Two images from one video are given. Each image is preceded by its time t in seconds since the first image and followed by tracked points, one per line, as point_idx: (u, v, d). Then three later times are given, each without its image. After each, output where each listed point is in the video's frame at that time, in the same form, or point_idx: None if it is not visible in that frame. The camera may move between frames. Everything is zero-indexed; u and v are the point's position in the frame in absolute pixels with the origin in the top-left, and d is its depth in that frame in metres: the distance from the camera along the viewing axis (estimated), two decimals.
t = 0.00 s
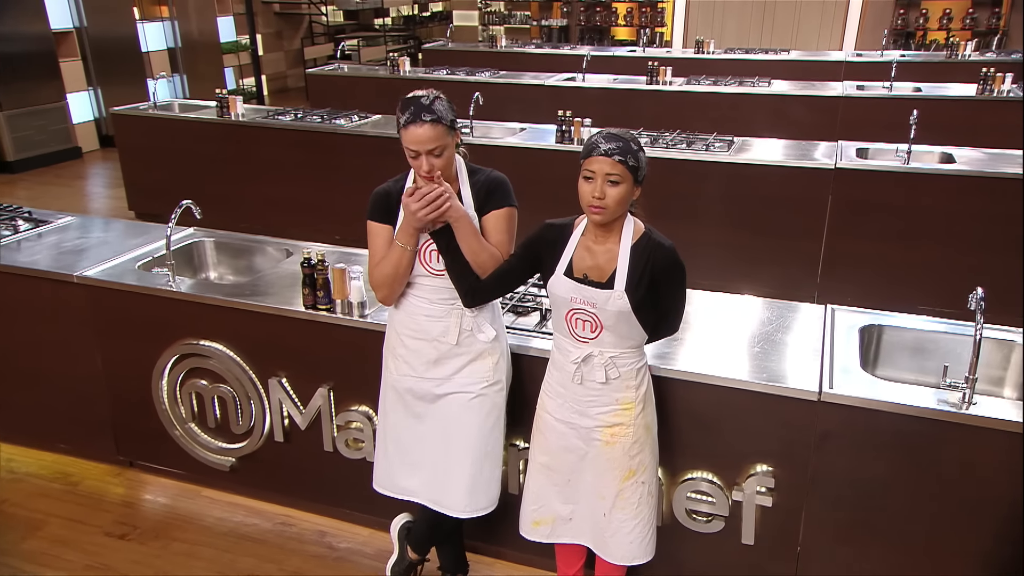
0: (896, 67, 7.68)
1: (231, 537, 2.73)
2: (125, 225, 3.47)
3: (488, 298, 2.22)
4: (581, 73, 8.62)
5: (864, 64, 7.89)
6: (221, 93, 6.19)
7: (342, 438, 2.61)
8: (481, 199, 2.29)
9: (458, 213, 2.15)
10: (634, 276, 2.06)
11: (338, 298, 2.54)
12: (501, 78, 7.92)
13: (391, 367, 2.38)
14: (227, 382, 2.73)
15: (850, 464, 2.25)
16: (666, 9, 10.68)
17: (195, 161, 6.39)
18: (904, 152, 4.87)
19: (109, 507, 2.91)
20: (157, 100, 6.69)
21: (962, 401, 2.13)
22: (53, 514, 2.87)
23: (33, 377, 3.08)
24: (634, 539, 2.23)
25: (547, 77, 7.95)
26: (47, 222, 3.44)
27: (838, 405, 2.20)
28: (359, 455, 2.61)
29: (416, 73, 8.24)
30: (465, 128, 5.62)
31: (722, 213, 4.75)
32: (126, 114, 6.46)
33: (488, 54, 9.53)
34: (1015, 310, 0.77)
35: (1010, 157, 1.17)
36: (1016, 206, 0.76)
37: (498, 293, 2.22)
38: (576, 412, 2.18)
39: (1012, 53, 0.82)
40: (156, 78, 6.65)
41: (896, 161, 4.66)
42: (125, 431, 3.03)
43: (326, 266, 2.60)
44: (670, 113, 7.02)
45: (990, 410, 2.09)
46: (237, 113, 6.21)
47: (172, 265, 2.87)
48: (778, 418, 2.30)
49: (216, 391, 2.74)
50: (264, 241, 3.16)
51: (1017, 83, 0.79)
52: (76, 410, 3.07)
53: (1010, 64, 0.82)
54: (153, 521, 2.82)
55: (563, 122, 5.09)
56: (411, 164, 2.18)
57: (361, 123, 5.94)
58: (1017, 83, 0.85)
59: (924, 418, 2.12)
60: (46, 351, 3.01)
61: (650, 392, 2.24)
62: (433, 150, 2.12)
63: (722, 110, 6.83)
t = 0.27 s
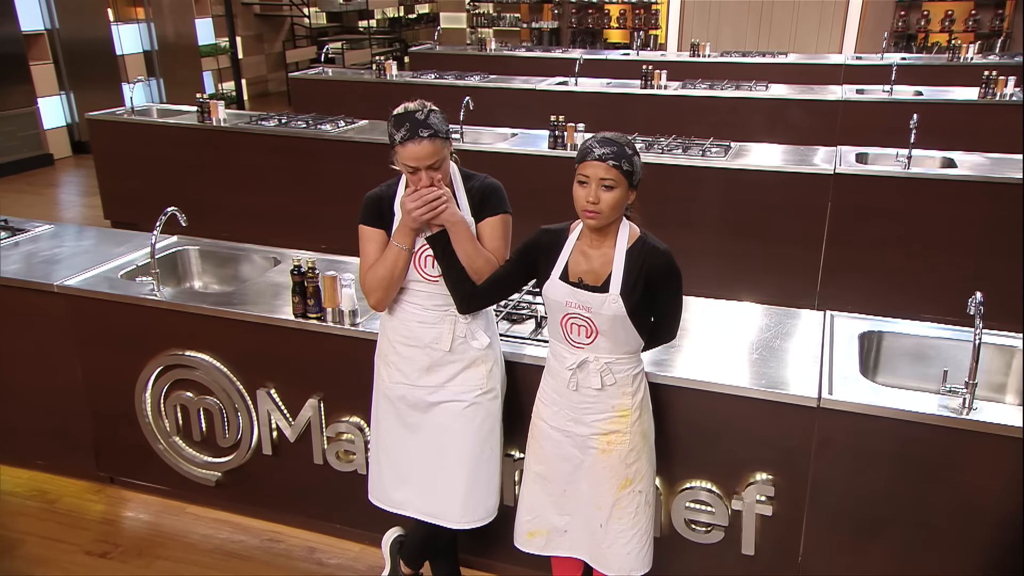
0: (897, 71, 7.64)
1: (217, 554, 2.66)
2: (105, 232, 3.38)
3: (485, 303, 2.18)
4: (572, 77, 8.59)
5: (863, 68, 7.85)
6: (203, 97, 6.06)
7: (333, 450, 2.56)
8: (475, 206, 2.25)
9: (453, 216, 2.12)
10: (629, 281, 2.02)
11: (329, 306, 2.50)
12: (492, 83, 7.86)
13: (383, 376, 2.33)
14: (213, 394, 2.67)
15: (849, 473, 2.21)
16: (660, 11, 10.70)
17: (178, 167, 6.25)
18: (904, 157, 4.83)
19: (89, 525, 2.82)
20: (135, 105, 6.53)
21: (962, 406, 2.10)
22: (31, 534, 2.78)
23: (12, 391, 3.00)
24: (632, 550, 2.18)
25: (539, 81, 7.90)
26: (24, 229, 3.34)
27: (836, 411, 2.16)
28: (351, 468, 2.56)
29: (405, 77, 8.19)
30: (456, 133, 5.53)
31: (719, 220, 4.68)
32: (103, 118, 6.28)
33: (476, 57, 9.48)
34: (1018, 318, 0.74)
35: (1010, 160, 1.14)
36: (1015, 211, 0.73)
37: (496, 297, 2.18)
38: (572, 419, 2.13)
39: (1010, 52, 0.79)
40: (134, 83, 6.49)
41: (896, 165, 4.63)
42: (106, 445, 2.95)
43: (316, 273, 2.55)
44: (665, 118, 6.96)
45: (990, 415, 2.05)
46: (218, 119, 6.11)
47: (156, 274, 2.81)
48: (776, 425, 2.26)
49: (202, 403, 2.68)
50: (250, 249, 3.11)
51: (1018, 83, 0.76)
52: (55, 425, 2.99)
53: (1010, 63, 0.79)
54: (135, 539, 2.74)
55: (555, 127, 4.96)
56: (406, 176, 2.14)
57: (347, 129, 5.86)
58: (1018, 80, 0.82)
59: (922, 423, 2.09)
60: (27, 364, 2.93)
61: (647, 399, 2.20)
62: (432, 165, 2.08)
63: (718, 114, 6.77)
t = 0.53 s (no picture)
0: (898, 74, 7.60)
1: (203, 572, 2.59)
2: (83, 240, 3.32)
3: (478, 312, 2.13)
4: (565, 81, 8.46)
5: (864, 70, 7.84)
6: (183, 102, 5.93)
7: (323, 463, 2.51)
8: (468, 213, 2.21)
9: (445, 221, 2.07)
10: (625, 287, 1.99)
11: (319, 315, 2.45)
12: (482, 87, 7.76)
13: (375, 385, 2.28)
14: (198, 407, 2.62)
15: (850, 482, 2.17)
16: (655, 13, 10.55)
17: (162, 174, 6.10)
18: (905, 162, 4.77)
19: (69, 544, 2.75)
20: (111, 111, 6.39)
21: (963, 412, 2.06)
22: (9, 554, 2.71)
23: None
24: (631, 561, 2.13)
25: (531, 85, 7.79)
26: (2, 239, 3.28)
27: (836, 418, 2.12)
28: (341, 481, 2.51)
29: (391, 81, 8.14)
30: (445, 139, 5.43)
31: (716, 227, 4.61)
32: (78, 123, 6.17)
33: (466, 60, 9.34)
34: None
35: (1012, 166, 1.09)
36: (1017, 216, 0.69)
37: (488, 306, 2.14)
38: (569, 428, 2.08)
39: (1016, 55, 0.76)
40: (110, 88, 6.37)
41: (899, 171, 4.57)
42: (87, 461, 2.88)
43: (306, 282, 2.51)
44: (665, 122, 6.96)
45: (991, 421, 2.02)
46: (199, 124, 5.96)
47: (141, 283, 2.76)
48: (775, 434, 2.21)
49: (187, 416, 2.63)
50: (235, 257, 3.06)
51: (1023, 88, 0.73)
52: (34, 440, 2.92)
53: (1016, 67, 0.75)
54: (117, 558, 2.67)
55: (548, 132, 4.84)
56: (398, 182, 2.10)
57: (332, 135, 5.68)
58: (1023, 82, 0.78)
59: (923, 430, 2.05)
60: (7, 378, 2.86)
61: (645, 407, 2.15)
62: (425, 171, 2.04)
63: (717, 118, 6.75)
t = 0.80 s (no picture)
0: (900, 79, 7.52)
1: None
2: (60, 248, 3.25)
3: (475, 323, 2.09)
4: (557, 84, 8.31)
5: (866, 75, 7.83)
6: (162, 107, 5.60)
7: (312, 477, 2.46)
8: (462, 220, 2.16)
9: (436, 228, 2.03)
10: (622, 294, 1.95)
11: (309, 325, 2.41)
12: (470, 91, 7.50)
13: (368, 395, 2.22)
14: (183, 420, 2.56)
15: (850, 492, 2.13)
16: (649, 16, 10.35)
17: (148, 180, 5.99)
18: (908, 168, 4.71)
19: (47, 565, 2.66)
20: (85, 116, 6.03)
21: (964, 420, 2.05)
22: None
23: None
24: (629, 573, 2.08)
25: (520, 90, 7.55)
26: None
27: (837, 427, 2.09)
28: (331, 495, 2.46)
29: (377, 86, 7.79)
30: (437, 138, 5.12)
31: (714, 236, 4.51)
32: (48, 130, 5.80)
33: (455, 64, 9.15)
34: None
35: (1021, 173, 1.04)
36: None
37: (485, 317, 2.10)
38: (565, 438, 2.03)
39: None
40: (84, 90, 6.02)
41: (900, 178, 4.53)
42: (65, 477, 2.80)
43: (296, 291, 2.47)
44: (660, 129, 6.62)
45: (991, 429, 2.01)
46: (179, 130, 5.63)
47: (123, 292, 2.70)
48: (774, 444, 2.17)
49: (171, 429, 2.57)
50: (221, 266, 3.02)
51: None
52: (13, 457, 2.84)
53: None
54: None
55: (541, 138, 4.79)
56: (391, 186, 2.05)
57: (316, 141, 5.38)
58: None
59: (925, 438, 2.03)
60: None
61: (642, 416, 2.11)
62: (418, 173, 1.99)
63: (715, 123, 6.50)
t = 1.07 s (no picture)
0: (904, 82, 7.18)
1: None
2: (37, 260, 3.18)
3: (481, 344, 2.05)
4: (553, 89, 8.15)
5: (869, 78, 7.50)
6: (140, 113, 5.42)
7: (301, 493, 2.40)
8: (458, 232, 2.11)
9: (411, 269, 2.01)
10: (620, 304, 1.90)
11: (298, 336, 2.36)
12: (460, 97, 7.38)
13: (360, 408, 2.16)
14: (167, 435, 2.51)
15: (851, 506, 2.09)
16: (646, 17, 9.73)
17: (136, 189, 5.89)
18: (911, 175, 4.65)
19: None
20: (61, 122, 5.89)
21: (968, 430, 2.00)
22: None
23: None
24: None
25: (513, 94, 7.43)
26: None
27: (838, 438, 2.04)
28: (320, 512, 2.40)
29: (363, 90, 7.63)
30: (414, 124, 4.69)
31: (711, 243, 4.45)
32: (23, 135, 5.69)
33: (447, 68, 9.01)
34: None
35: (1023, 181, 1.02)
36: None
37: (489, 334, 2.04)
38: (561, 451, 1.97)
39: None
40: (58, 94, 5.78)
41: (905, 185, 4.47)
42: (43, 494, 2.72)
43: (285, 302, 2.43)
44: (656, 135, 6.55)
45: (996, 439, 1.96)
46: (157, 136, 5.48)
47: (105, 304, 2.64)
48: (775, 456, 2.12)
49: (154, 445, 2.51)
50: (206, 277, 2.97)
51: None
52: None
53: None
54: None
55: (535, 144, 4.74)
56: (381, 181, 2.03)
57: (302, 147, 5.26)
58: None
59: (928, 450, 1.98)
60: None
61: (640, 427, 2.06)
62: (408, 164, 1.98)
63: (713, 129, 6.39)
